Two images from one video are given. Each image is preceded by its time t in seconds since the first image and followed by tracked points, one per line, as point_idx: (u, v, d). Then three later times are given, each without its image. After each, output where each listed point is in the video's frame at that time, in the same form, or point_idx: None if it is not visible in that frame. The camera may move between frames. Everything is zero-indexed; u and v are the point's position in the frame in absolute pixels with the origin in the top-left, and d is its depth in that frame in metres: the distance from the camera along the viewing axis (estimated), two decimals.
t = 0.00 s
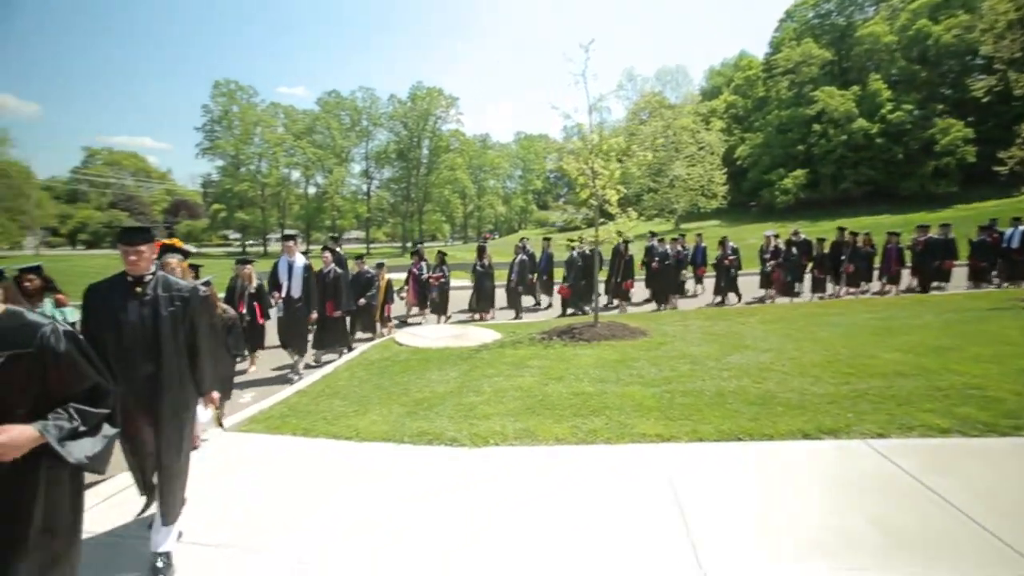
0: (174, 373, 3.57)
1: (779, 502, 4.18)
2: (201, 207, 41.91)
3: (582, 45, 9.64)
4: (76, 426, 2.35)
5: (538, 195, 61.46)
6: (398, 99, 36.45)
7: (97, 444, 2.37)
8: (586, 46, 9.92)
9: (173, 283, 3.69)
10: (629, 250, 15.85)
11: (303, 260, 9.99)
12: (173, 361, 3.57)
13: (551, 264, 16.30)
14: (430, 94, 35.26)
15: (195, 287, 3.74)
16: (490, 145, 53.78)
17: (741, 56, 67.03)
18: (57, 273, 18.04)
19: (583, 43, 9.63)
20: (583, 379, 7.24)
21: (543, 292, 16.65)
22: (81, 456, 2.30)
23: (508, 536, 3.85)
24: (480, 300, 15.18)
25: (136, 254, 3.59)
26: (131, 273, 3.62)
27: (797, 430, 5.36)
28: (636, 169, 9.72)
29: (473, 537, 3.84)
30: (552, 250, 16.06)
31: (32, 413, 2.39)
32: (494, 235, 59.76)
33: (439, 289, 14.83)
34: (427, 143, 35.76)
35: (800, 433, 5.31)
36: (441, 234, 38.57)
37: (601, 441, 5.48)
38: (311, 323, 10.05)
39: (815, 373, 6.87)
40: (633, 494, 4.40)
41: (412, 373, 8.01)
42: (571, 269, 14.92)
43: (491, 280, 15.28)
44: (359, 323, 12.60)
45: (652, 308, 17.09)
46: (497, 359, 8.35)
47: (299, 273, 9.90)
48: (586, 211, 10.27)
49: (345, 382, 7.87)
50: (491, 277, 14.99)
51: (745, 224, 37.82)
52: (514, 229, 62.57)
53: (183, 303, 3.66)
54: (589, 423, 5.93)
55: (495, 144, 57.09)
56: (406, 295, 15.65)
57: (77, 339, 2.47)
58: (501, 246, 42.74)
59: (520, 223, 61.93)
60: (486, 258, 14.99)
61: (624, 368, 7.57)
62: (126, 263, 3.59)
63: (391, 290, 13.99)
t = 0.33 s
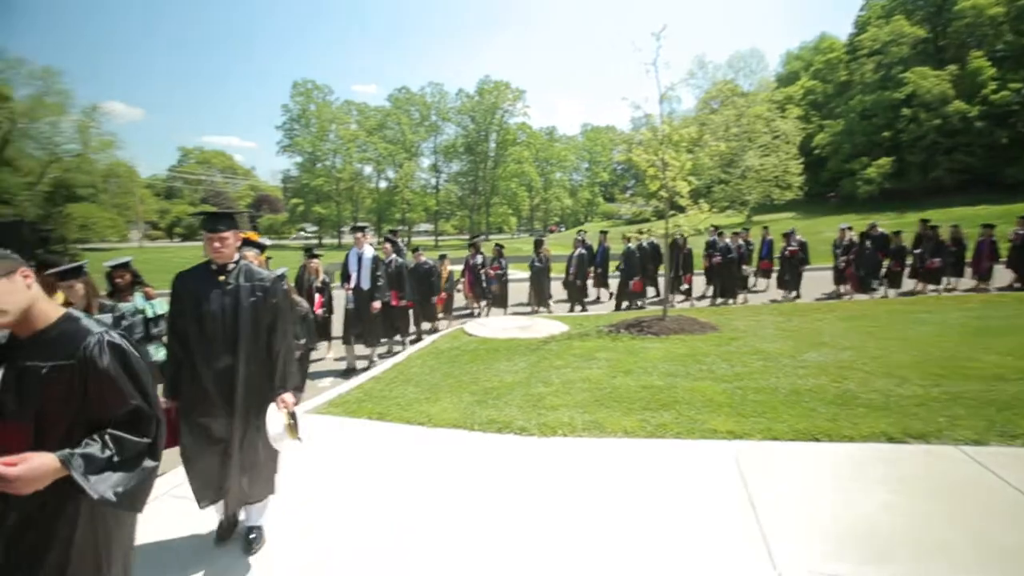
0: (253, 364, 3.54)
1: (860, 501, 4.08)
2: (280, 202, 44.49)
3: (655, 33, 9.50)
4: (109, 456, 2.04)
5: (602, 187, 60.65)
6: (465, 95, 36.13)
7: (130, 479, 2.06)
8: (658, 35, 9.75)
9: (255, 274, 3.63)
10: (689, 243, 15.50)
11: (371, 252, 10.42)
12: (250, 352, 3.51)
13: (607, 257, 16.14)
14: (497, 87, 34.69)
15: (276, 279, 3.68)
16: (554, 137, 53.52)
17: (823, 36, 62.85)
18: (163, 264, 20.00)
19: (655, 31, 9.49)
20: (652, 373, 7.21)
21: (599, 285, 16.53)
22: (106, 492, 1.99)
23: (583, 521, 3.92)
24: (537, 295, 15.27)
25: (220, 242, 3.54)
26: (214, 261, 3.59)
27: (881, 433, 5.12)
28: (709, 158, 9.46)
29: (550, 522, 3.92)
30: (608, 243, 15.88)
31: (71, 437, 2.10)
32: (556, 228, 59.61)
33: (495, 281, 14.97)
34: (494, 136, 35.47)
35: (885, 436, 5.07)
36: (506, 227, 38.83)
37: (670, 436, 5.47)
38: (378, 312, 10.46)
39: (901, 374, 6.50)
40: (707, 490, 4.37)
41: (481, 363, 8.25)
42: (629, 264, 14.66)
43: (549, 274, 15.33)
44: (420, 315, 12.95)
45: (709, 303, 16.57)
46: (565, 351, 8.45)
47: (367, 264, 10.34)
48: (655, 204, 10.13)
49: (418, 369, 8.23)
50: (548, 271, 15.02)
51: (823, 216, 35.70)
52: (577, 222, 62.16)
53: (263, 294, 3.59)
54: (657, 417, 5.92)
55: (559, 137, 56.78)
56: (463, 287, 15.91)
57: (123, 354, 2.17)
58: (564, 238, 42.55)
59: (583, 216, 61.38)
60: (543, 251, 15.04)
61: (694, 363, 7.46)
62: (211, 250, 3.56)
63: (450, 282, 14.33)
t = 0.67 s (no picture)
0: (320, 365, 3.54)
1: (974, 527, 3.64)
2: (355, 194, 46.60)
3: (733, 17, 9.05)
4: (139, 464, 1.91)
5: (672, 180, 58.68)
6: (532, 88, 35.21)
7: (154, 490, 1.91)
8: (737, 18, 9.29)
9: (321, 273, 3.60)
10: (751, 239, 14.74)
11: (431, 245, 10.61)
12: (315, 354, 3.54)
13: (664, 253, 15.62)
14: (563, 81, 32.28)
15: (342, 277, 3.64)
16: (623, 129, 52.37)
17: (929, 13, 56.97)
18: (248, 251, 21.32)
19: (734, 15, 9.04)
20: (722, 374, 6.89)
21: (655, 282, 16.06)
22: (122, 503, 1.85)
23: (657, 529, 3.72)
24: (589, 290, 15.05)
25: (285, 241, 3.56)
26: (282, 261, 3.60)
27: (992, 455, 4.57)
28: (792, 149, 8.86)
29: (622, 527, 3.75)
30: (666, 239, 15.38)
31: (117, 437, 2.01)
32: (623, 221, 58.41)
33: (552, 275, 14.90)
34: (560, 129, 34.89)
35: (997, 458, 4.52)
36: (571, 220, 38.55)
37: (743, 441, 5.19)
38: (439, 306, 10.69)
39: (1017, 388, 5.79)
40: (794, 502, 4.07)
41: (546, 355, 8.22)
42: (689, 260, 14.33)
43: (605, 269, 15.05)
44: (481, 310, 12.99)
45: (775, 302, 15.67)
46: (630, 347, 8.24)
47: (428, 258, 10.52)
48: (730, 197, 9.67)
49: (483, 359, 8.35)
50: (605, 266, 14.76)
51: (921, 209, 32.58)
52: (645, 215, 60.58)
53: (328, 294, 3.56)
54: (729, 420, 5.64)
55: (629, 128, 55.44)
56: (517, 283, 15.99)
57: (167, 355, 2.00)
58: (630, 233, 41.61)
59: (651, 209, 59.75)
60: (598, 245, 14.77)
61: (769, 366, 7.05)
62: (277, 250, 3.58)
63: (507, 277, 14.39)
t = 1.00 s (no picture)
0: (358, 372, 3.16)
1: None
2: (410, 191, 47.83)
3: None
4: (152, 477, 1.85)
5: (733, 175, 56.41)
6: (587, 83, 35.00)
7: (164, 505, 1.87)
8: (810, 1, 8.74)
9: (362, 268, 3.28)
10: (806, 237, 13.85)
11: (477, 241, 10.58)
12: (353, 358, 3.16)
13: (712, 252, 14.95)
14: (620, 74, 33.24)
15: (383, 274, 3.32)
16: (681, 124, 50.86)
17: None
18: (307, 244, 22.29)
19: None
20: (787, 380, 6.50)
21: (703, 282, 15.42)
22: (133, 519, 1.80)
23: (717, 542, 3.50)
24: (634, 288, 14.62)
25: (321, 234, 3.26)
26: (319, 255, 3.29)
27: None
28: (869, 140, 8.23)
29: (681, 540, 3.54)
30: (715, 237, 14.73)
31: (127, 448, 1.95)
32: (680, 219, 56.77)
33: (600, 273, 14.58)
34: (615, 124, 34.45)
35: None
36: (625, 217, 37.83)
37: (810, 451, 4.87)
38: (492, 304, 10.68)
39: None
40: (871, 520, 3.75)
41: (600, 354, 8.07)
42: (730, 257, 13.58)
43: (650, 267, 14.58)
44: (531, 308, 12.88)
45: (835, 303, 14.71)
46: (688, 348, 7.95)
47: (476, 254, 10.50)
48: (798, 192, 9.12)
49: (533, 356, 8.30)
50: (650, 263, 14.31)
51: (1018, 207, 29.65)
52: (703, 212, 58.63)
53: (369, 292, 3.24)
54: (795, 428, 5.31)
55: (687, 122, 53.80)
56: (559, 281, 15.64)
57: (190, 367, 1.97)
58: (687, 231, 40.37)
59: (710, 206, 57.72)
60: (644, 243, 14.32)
61: (840, 373, 6.58)
62: (314, 243, 3.29)
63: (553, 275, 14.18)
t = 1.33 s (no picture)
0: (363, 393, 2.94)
1: None
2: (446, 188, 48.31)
3: None
4: (133, 506, 1.61)
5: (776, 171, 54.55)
6: (624, 78, 34.55)
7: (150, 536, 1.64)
8: None
9: (373, 281, 3.06)
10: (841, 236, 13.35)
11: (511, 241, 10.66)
12: (359, 377, 2.95)
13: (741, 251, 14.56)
14: (659, 68, 32.51)
15: (398, 287, 3.09)
16: (722, 118, 49.53)
17: None
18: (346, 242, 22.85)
19: None
20: (833, 384, 6.31)
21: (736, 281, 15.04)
22: (112, 552, 1.57)
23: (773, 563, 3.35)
24: (664, 288, 14.38)
25: (332, 241, 3.10)
26: (331, 263, 3.12)
27: None
28: (924, 133, 7.86)
29: (742, 562, 3.36)
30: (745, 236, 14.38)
31: (99, 478, 1.69)
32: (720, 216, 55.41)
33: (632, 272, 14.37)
34: (653, 120, 33.92)
35: None
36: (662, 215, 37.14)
37: (858, 459, 4.73)
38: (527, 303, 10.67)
39: None
40: (927, 536, 3.59)
41: (637, 354, 8.02)
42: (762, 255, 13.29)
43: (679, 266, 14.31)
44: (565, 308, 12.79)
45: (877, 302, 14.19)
46: (728, 350, 7.81)
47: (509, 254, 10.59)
48: (847, 188, 8.80)
49: (570, 356, 8.30)
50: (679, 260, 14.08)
51: None
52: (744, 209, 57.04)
53: (380, 308, 3.01)
54: (841, 434, 5.18)
55: (729, 117, 52.35)
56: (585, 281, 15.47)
57: (165, 382, 1.72)
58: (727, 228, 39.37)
59: (751, 203, 56.16)
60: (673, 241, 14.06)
61: (890, 378, 6.36)
62: (324, 251, 3.12)
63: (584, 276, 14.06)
